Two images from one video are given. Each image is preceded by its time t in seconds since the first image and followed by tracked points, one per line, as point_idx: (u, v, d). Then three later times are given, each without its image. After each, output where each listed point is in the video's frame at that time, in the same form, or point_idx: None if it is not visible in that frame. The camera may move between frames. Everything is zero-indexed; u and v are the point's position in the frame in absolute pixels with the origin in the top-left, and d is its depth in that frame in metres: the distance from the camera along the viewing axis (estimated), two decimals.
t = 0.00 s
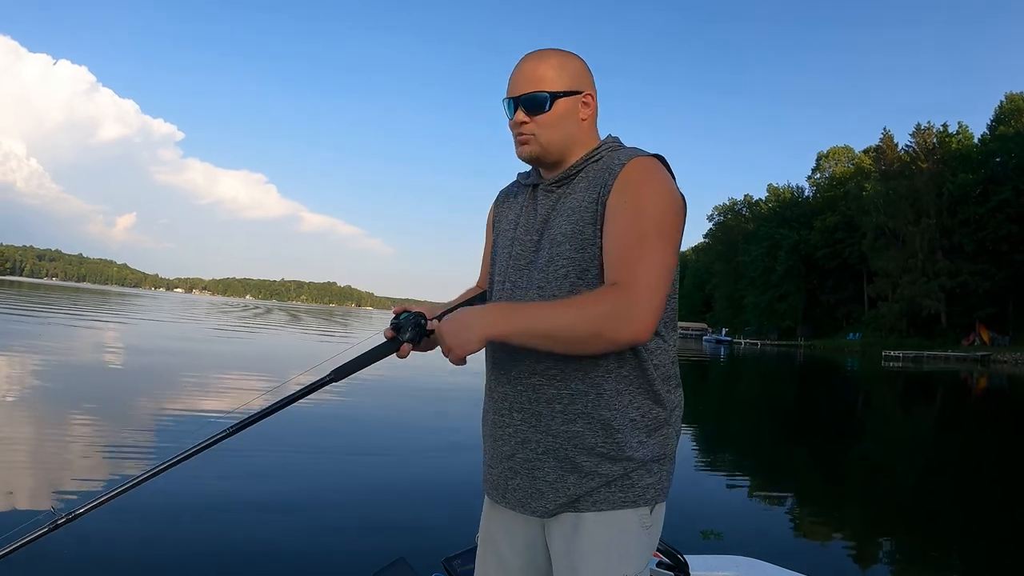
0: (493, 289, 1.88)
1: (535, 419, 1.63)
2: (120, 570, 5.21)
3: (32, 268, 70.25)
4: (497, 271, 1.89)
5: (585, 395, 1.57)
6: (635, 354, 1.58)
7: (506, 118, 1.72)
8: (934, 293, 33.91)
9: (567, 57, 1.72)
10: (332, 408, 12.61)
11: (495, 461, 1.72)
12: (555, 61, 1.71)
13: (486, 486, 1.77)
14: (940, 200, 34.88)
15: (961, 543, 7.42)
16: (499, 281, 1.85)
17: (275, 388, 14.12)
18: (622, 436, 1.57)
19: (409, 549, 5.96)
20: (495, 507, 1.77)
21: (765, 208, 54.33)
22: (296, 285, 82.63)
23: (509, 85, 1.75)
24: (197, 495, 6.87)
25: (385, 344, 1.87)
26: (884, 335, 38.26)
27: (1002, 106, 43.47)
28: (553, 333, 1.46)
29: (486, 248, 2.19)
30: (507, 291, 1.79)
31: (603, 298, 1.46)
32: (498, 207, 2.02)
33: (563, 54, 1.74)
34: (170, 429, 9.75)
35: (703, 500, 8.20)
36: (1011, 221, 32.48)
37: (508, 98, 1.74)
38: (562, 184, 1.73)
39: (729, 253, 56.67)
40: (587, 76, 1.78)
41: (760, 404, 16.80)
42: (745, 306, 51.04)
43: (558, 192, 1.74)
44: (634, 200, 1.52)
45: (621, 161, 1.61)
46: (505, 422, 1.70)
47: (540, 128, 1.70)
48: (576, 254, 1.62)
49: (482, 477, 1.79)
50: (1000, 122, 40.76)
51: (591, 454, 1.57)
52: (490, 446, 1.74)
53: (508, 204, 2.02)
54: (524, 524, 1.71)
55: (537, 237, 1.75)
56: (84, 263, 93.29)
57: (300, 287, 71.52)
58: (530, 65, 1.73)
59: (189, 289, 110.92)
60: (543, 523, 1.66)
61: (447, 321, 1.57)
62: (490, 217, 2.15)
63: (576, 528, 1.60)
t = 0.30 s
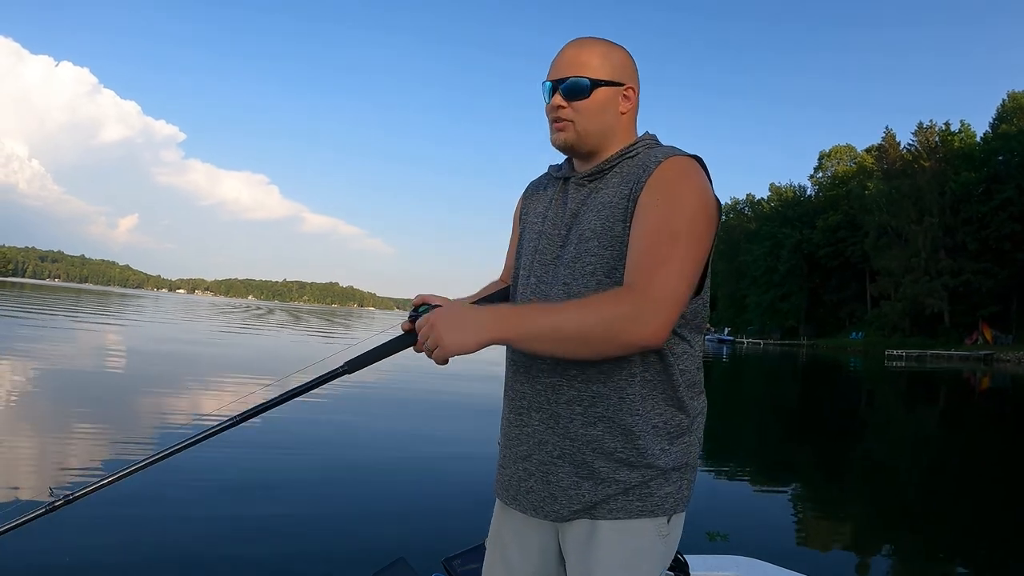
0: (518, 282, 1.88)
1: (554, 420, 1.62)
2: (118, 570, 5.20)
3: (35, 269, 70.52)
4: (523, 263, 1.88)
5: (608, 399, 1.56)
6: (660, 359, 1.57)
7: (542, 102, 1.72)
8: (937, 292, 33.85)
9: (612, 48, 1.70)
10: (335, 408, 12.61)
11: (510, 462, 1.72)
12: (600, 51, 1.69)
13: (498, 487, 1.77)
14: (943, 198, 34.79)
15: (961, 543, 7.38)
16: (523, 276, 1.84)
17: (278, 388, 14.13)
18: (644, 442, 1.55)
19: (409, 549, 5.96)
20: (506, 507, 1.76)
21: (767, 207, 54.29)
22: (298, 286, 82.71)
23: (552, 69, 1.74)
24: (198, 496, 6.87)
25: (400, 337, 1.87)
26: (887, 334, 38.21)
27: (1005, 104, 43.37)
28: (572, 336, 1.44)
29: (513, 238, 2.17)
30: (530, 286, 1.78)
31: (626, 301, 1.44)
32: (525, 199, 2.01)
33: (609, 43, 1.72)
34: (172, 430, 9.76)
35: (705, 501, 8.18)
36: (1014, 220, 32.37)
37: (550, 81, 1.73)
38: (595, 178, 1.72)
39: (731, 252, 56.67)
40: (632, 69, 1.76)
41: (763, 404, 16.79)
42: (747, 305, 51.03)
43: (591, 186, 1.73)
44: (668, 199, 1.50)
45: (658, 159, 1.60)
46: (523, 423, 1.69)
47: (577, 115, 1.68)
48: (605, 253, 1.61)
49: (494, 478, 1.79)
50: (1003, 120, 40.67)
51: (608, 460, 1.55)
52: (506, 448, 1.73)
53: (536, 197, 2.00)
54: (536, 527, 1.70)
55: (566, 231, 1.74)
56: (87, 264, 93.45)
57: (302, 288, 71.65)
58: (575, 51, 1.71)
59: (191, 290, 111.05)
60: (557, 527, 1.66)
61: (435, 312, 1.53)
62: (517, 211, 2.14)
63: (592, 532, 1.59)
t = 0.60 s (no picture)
0: (535, 281, 1.84)
1: (592, 427, 1.59)
2: (116, 570, 5.19)
3: (37, 269, 70.71)
4: (542, 261, 1.83)
5: (649, 403, 1.54)
6: (701, 363, 1.57)
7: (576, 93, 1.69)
8: (939, 292, 33.81)
9: (645, 42, 1.69)
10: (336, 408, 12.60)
11: (537, 471, 1.67)
12: (634, 43, 1.68)
13: (519, 497, 1.72)
14: (945, 199, 34.75)
15: (962, 543, 7.33)
16: (544, 274, 1.81)
17: (280, 389, 14.13)
18: (682, 446, 1.55)
19: (409, 549, 5.94)
20: (525, 515, 1.73)
21: (769, 208, 54.29)
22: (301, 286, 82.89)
23: (586, 59, 1.71)
24: (197, 496, 6.85)
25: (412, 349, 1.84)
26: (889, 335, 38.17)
27: (1007, 104, 43.33)
28: (631, 352, 1.42)
29: (519, 234, 2.13)
30: (556, 288, 1.74)
31: (680, 309, 1.43)
32: (538, 193, 1.97)
33: (642, 39, 1.71)
34: (175, 430, 9.77)
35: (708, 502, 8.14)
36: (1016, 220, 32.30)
37: (582, 71, 1.70)
38: (626, 177, 1.71)
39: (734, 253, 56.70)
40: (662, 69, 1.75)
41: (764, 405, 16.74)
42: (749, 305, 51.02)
43: (622, 183, 1.71)
44: (714, 200, 1.52)
45: (700, 161, 1.61)
46: (553, 430, 1.66)
47: (615, 109, 1.66)
48: (647, 255, 1.59)
49: (514, 486, 1.75)
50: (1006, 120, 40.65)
51: (647, 467, 1.54)
52: (530, 453, 1.70)
53: (549, 190, 1.96)
54: (562, 536, 1.67)
55: (598, 230, 1.72)
56: (90, 264, 93.71)
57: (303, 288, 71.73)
58: (611, 42, 1.69)
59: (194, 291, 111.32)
60: (585, 535, 1.64)
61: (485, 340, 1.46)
62: (525, 203, 2.10)
63: (627, 541, 1.57)
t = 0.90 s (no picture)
0: (556, 284, 1.80)
1: (649, 434, 1.70)
2: (118, 571, 5.18)
3: (38, 271, 70.74)
4: (559, 262, 1.80)
5: (699, 407, 1.72)
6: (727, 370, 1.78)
7: (609, 93, 1.78)
8: (942, 292, 33.82)
9: (665, 42, 1.81)
10: (338, 408, 12.59)
11: (580, 489, 1.71)
12: (657, 44, 1.80)
13: (555, 515, 1.74)
14: (947, 199, 34.74)
15: (961, 544, 7.32)
16: (574, 278, 1.78)
17: (281, 389, 14.12)
18: (719, 444, 1.76)
19: (408, 549, 5.94)
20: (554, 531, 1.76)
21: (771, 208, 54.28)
22: (302, 287, 82.82)
23: (613, 60, 1.81)
24: (198, 496, 6.86)
25: (498, 376, 1.66)
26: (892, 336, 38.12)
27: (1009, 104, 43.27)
28: (724, 350, 1.62)
29: (503, 224, 1.97)
30: (596, 293, 1.76)
31: (752, 312, 1.68)
32: (542, 182, 1.90)
33: (662, 39, 1.84)
34: (177, 430, 9.77)
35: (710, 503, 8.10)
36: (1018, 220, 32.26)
37: (614, 70, 1.80)
38: (656, 180, 1.82)
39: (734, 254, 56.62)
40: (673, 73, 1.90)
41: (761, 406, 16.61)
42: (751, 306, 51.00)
43: (655, 187, 1.81)
44: (760, 218, 1.77)
45: (733, 173, 1.81)
46: (599, 440, 1.71)
47: (656, 111, 1.77)
48: (702, 262, 1.73)
49: (542, 506, 1.76)
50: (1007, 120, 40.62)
51: (697, 467, 1.71)
52: (570, 471, 1.73)
53: (549, 179, 1.90)
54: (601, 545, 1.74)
55: (636, 236, 1.78)
56: (91, 265, 93.82)
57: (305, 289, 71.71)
58: (636, 40, 1.81)
59: (195, 292, 111.28)
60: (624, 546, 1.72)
61: (599, 336, 1.53)
62: (511, 190, 1.97)
63: (673, 537, 1.72)
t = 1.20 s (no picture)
0: (559, 282, 1.81)
1: (652, 436, 1.69)
2: (118, 572, 5.17)
3: (39, 271, 70.71)
4: (565, 259, 1.81)
5: (703, 407, 1.72)
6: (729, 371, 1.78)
7: (623, 88, 1.77)
8: (943, 291, 33.82)
9: (676, 38, 1.82)
10: (339, 408, 12.56)
11: (580, 491, 1.71)
12: (669, 41, 1.80)
13: (554, 517, 1.74)
14: (948, 198, 34.71)
15: (956, 544, 7.27)
16: (578, 274, 1.79)
17: (281, 389, 14.10)
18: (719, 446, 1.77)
19: (408, 549, 5.92)
20: (554, 534, 1.77)
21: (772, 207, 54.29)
22: (302, 287, 82.75)
23: (629, 56, 1.80)
24: (196, 497, 6.83)
25: (509, 378, 1.60)
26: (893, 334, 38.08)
27: (1010, 102, 43.24)
28: (737, 344, 1.63)
29: (503, 219, 1.96)
30: (599, 289, 1.77)
31: (763, 310, 1.71)
32: (543, 175, 1.90)
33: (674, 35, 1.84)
34: (177, 430, 9.76)
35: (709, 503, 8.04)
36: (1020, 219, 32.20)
37: (628, 65, 1.78)
38: (663, 175, 1.83)
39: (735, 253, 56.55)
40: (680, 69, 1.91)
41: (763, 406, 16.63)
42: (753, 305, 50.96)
43: (661, 183, 1.83)
44: (766, 215, 1.80)
45: (737, 169, 1.84)
46: (599, 443, 1.71)
47: (672, 110, 1.77)
48: (709, 258, 1.74)
49: (543, 508, 1.76)
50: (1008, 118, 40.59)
51: (701, 470, 1.72)
52: (570, 472, 1.72)
53: (553, 172, 1.91)
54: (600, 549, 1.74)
55: (642, 235, 1.79)
56: (92, 265, 93.86)
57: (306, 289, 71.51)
58: (647, 38, 1.81)
59: (195, 292, 111.20)
60: (622, 552, 1.72)
61: (604, 318, 1.52)
62: (512, 183, 1.97)
63: (669, 542, 1.72)
